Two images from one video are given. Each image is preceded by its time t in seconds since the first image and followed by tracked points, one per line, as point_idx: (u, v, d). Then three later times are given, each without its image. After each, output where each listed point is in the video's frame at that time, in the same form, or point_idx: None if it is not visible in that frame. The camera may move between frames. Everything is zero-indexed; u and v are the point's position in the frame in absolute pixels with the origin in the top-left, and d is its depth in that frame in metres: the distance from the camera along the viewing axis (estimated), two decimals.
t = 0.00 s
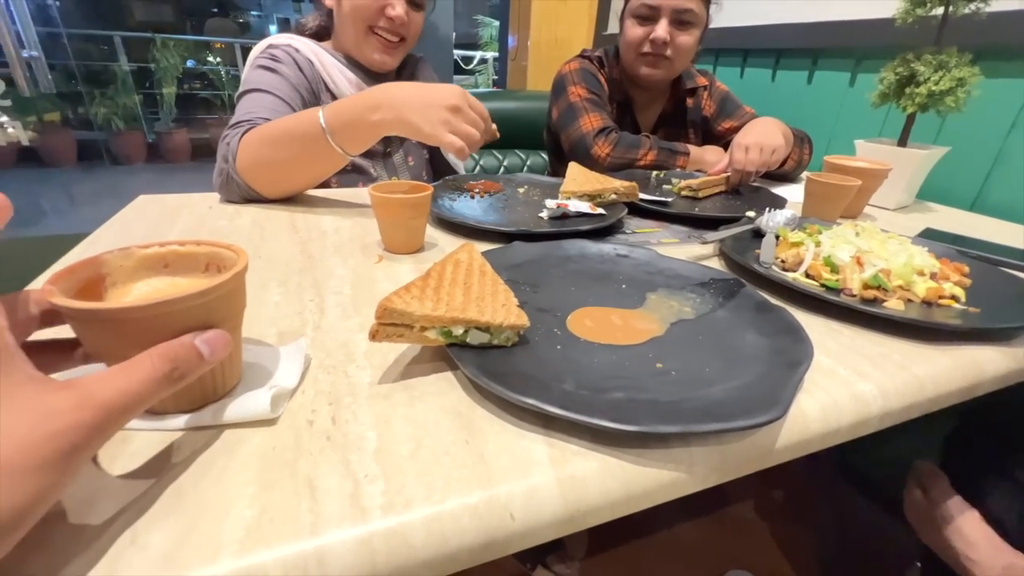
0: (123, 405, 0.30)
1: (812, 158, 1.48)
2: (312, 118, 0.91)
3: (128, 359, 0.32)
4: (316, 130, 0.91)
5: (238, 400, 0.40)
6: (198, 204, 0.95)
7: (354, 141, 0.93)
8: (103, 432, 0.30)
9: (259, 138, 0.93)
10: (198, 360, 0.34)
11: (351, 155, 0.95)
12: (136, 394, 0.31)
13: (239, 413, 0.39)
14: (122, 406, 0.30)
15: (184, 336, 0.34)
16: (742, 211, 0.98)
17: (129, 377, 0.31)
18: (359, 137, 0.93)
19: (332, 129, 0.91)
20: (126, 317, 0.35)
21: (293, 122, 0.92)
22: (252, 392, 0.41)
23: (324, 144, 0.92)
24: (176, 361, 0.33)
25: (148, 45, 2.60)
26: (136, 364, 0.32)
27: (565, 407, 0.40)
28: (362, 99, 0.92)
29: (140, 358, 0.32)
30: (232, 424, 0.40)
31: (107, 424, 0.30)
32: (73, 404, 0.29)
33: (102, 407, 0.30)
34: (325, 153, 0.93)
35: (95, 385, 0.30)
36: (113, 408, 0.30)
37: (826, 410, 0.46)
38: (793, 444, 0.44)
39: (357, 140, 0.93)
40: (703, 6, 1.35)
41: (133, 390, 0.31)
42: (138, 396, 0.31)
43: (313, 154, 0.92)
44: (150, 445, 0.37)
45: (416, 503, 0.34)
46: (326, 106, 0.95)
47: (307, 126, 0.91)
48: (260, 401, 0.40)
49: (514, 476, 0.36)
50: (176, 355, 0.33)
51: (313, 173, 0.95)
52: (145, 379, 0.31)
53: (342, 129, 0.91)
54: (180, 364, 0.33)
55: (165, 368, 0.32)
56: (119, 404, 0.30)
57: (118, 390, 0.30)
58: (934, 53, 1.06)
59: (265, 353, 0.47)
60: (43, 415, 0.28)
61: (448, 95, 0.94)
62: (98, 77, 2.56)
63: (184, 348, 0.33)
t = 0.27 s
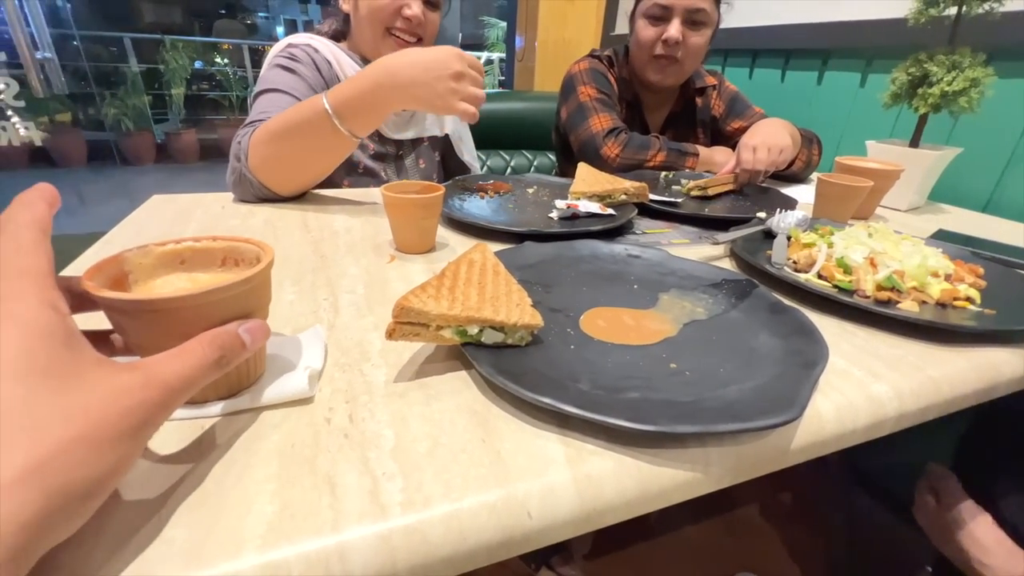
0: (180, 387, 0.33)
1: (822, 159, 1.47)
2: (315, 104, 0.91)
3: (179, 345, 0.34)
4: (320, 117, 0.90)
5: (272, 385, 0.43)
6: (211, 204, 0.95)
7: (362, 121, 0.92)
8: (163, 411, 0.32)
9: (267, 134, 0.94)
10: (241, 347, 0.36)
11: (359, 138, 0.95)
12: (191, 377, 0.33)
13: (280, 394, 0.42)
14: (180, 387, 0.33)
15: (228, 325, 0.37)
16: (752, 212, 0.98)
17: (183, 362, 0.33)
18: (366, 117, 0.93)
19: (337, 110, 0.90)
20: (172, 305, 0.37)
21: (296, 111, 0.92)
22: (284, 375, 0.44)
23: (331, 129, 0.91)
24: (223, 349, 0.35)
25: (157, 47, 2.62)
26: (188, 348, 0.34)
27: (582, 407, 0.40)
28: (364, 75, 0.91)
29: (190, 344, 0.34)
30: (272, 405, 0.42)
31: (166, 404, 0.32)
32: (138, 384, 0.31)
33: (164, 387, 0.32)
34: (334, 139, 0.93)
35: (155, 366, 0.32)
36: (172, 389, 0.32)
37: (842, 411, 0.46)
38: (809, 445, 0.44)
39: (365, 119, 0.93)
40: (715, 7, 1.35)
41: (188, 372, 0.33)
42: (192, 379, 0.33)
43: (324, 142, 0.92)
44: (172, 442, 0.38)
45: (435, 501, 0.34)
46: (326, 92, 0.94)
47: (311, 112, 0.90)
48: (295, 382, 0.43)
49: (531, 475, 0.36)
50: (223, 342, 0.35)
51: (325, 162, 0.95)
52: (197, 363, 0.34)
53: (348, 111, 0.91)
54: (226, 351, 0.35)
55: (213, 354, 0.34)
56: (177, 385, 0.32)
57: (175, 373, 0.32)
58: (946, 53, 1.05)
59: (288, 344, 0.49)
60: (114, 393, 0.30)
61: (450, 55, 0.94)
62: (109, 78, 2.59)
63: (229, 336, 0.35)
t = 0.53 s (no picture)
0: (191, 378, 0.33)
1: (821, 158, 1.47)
2: (331, 84, 0.94)
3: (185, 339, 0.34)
4: (341, 96, 0.94)
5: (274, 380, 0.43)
6: (208, 205, 0.95)
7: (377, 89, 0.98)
8: (172, 404, 0.32)
9: (288, 130, 0.94)
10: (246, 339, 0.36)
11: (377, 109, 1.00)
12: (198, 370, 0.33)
13: (283, 387, 0.43)
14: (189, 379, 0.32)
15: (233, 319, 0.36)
16: (751, 211, 0.97)
17: (190, 355, 0.33)
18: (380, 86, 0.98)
19: (356, 79, 0.96)
20: (177, 301, 0.37)
21: (314, 97, 0.94)
22: (285, 369, 0.45)
23: (354, 104, 0.95)
24: (228, 341, 0.34)
25: (156, 48, 2.64)
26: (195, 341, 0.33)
27: (579, 409, 0.39)
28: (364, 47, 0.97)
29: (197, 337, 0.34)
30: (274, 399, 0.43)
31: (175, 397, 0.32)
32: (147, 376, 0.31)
33: (172, 380, 0.32)
34: (357, 115, 0.97)
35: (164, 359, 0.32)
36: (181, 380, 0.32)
37: (841, 412, 0.46)
38: (808, 446, 0.44)
39: (379, 81, 0.98)
40: (719, 7, 1.34)
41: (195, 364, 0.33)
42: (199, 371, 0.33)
43: (348, 119, 0.95)
44: (167, 446, 0.38)
45: (431, 505, 0.34)
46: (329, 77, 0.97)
47: (331, 93, 0.93)
48: (298, 375, 0.44)
49: (528, 478, 0.36)
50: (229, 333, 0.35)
51: (354, 142, 0.98)
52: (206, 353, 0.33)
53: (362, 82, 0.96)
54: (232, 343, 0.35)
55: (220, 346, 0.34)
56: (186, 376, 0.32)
57: (181, 366, 0.32)
58: (946, 52, 1.05)
59: (286, 340, 0.50)
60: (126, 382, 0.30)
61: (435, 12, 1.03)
62: (107, 79, 2.61)
63: (233, 331, 0.35)
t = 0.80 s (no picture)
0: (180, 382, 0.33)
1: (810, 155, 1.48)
2: (327, 85, 0.95)
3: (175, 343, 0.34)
4: (340, 94, 0.95)
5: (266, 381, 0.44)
6: (200, 208, 0.95)
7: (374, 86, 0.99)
8: (162, 407, 0.32)
9: (292, 133, 0.94)
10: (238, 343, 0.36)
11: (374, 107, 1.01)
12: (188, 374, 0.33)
13: (274, 388, 0.43)
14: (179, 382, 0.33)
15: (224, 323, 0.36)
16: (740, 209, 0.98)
17: (180, 359, 0.33)
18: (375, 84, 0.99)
19: (354, 75, 0.97)
20: (168, 305, 0.37)
21: (313, 98, 0.94)
22: (277, 370, 0.45)
23: (353, 102, 0.96)
24: (218, 344, 0.35)
25: (147, 50, 2.62)
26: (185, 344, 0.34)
27: (566, 406, 0.40)
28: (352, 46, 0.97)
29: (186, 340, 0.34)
30: (266, 400, 0.44)
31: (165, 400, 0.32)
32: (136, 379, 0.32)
33: (162, 383, 0.32)
34: (357, 113, 0.97)
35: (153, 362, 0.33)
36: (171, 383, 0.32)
37: (824, 406, 0.47)
38: (791, 439, 0.45)
39: (375, 77, 0.99)
40: (708, 9, 1.35)
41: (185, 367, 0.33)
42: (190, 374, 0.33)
43: (350, 117, 0.96)
44: (159, 449, 0.38)
45: (419, 502, 0.34)
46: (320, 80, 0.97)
47: (330, 92, 0.94)
48: (289, 376, 0.44)
49: (515, 474, 0.37)
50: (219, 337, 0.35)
51: (356, 141, 0.99)
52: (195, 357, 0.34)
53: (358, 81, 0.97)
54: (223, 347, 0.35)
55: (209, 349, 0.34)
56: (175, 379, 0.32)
57: (172, 370, 0.32)
58: (931, 49, 1.06)
59: (277, 342, 0.50)
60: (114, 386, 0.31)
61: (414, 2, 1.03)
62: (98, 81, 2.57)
63: (224, 334, 0.35)
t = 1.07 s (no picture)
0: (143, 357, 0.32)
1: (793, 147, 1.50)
2: (306, 82, 0.95)
3: (134, 314, 0.32)
4: (319, 92, 0.95)
5: (245, 372, 0.45)
6: (183, 207, 0.95)
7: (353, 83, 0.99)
8: (136, 385, 0.32)
9: (273, 130, 0.94)
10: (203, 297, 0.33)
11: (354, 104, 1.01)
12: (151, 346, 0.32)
13: (251, 381, 0.44)
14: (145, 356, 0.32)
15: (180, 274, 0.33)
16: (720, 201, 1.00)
17: (141, 332, 0.32)
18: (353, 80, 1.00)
19: (333, 71, 0.97)
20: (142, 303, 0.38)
21: (293, 96, 0.94)
22: (255, 363, 0.46)
23: (333, 99, 0.97)
24: (176, 305, 0.32)
25: (132, 48, 2.57)
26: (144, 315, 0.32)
27: (535, 393, 0.41)
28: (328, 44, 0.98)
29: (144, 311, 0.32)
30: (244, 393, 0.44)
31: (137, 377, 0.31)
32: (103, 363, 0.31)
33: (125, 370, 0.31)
34: (337, 109, 0.98)
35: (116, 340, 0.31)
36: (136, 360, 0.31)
37: (789, 390, 0.48)
38: (756, 422, 0.46)
39: (354, 73, 0.99)
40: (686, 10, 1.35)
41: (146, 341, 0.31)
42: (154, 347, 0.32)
43: (331, 113, 0.97)
44: (138, 442, 0.39)
45: (391, 487, 0.35)
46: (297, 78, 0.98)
47: (309, 89, 0.95)
48: (267, 369, 0.45)
49: (485, 459, 0.38)
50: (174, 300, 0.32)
51: (337, 138, 0.99)
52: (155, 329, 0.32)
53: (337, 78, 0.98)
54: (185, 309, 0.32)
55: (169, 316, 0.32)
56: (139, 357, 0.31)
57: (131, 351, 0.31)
58: (905, 41, 1.08)
59: (256, 337, 0.51)
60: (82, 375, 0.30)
61: None
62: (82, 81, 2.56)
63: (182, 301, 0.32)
